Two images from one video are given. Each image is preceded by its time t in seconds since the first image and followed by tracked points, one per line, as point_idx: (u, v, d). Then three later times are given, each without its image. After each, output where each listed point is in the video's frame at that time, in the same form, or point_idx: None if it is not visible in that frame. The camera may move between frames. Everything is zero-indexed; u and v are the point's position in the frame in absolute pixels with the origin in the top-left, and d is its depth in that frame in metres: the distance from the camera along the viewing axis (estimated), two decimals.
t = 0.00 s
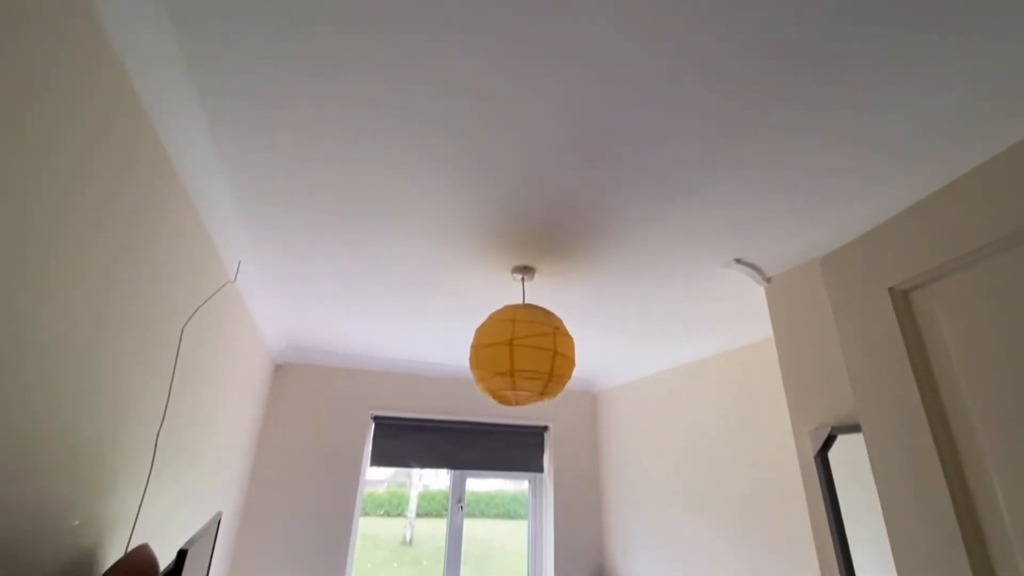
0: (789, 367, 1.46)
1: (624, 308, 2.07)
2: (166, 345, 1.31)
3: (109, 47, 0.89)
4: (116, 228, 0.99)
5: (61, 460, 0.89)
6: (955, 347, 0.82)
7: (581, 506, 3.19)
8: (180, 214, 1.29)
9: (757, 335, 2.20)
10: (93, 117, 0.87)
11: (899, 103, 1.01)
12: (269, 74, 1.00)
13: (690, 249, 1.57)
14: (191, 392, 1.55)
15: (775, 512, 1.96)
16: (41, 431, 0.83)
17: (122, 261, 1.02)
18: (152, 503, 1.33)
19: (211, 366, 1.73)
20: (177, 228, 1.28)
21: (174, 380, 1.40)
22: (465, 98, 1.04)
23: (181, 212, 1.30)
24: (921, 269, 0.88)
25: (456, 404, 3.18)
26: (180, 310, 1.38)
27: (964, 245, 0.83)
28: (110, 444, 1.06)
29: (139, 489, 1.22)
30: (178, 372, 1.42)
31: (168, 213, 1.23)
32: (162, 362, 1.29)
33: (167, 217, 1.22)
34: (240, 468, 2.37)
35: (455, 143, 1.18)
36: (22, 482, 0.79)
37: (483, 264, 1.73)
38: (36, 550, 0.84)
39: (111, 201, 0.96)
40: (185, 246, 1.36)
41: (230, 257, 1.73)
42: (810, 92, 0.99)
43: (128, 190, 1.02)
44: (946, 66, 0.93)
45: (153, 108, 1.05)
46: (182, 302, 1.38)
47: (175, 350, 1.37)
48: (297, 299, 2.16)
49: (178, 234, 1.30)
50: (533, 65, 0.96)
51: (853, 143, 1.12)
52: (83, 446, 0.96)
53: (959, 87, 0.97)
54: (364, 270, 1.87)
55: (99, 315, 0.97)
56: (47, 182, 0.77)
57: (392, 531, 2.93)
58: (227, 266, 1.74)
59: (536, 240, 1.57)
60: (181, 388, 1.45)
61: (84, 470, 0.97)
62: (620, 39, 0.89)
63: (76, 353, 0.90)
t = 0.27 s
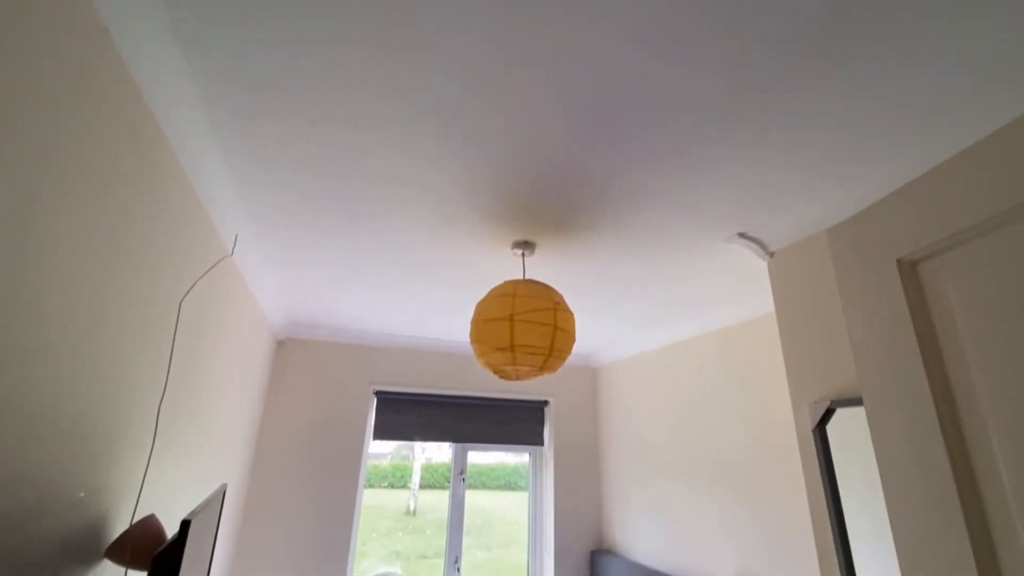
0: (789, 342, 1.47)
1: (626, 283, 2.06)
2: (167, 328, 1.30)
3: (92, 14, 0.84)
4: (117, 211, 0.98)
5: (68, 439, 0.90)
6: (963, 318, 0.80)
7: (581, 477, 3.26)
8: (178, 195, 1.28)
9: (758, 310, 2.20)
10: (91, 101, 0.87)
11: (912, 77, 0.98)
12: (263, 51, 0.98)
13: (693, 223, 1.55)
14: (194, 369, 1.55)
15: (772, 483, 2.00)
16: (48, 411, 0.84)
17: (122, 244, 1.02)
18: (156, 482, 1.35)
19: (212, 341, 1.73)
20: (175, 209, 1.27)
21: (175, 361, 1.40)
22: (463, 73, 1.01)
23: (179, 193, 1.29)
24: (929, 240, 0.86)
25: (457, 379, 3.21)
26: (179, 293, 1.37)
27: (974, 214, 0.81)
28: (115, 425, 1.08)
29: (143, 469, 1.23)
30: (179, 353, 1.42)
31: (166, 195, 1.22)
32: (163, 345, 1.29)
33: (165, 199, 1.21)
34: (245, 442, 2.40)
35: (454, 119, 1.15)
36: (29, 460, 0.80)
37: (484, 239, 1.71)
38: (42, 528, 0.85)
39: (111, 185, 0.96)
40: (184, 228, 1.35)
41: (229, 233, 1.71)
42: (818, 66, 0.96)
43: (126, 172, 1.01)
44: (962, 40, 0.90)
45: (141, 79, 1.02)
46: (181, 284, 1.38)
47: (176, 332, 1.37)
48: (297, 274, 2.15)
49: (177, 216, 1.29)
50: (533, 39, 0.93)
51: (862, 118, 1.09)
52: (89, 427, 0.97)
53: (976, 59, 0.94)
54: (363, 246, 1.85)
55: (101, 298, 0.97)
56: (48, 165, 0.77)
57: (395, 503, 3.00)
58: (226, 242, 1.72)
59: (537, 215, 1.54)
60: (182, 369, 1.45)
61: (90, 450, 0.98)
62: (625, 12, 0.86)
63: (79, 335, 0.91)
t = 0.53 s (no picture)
0: (790, 324, 1.46)
1: (627, 265, 2.04)
2: (167, 313, 1.30)
3: None
4: (115, 195, 0.98)
5: (72, 422, 0.91)
6: (969, 298, 0.79)
7: (580, 457, 3.30)
8: (176, 180, 1.27)
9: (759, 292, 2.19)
10: (89, 85, 0.86)
11: (921, 57, 0.96)
12: (256, 31, 0.95)
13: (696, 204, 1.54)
14: (195, 352, 1.56)
15: (769, 463, 2.02)
16: (52, 394, 0.85)
17: (120, 229, 1.01)
18: (159, 466, 1.36)
19: (213, 323, 1.73)
20: (173, 194, 1.26)
21: (176, 346, 1.40)
22: (462, 54, 0.99)
23: (177, 178, 1.28)
24: (937, 218, 0.85)
25: (458, 360, 3.22)
26: (179, 279, 1.37)
27: (985, 192, 0.79)
28: (118, 409, 1.08)
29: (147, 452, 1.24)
30: (180, 339, 1.42)
31: (164, 180, 1.21)
32: (164, 331, 1.29)
33: (163, 184, 1.20)
34: (248, 424, 2.43)
35: (453, 101, 1.13)
36: (34, 443, 0.81)
37: (484, 220, 1.69)
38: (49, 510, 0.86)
39: (109, 170, 0.95)
40: (183, 212, 1.34)
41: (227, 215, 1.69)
42: (824, 48, 0.94)
43: (123, 157, 1.00)
44: (980, 14, 0.86)
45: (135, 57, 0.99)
46: (181, 270, 1.37)
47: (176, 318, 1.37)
48: (295, 256, 2.14)
49: (175, 201, 1.28)
50: (533, 21, 0.91)
51: (869, 98, 1.07)
52: (94, 410, 0.98)
53: (988, 39, 0.91)
54: (362, 228, 1.84)
55: (101, 283, 0.97)
56: (44, 148, 0.76)
57: (398, 482, 3.04)
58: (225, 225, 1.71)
59: (537, 195, 1.52)
60: (183, 354, 1.45)
61: (94, 433, 0.98)
62: None
63: (81, 319, 0.91)
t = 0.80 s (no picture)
0: (790, 304, 1.46)
1: (628, 245, 2.03)
2: (166, 298, 1.30)
3: None
4: (112, 180, 0.97)
5: (74, 407, 0.91)
6: (975, 279, 0.78)
7: (580, 436, 3.34)
8: (173, 162, 1.25)
9: (759, 273, 2.18)
10: (87, 73, 0.85)
11: (930, 36, 0.93)
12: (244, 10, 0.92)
13: (697, 184, 1.52)
14: (195, 334, 1.56)
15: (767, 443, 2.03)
16: (53, 380, 0.85)
17: (119, 213, 1.00)
18: (163, 447, 1.37)
19: (213, 305, 1.72)
20: (170, 177, 1.24)
21: (176, 331, 1.39)
22: (459, 36, 0.97)
23: (174, 161, 1.26)
24: (945, 196, 0.83)
25: (458, 342, 3.23)
26: (177, 264, 1.36)
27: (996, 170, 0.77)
28: (121, 392, 1.09)
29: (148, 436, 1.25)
30: (180, 323, 1.41)
31: (161, 163, 1.19)
32: (164, 317, 1.29)
33: (160, 167, 1.18)
34: (250, 406, 2.45)
35: (449, 82, 1.11)
36: (37, 428, 0.81)
37: (483, 201, 1.67)
38: (53, 493, 0.87)
39: (106, 154, 0.94)
40: (181, 194, 1.33)
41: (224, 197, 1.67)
42: (830, 28, 0.92)
43: (119, 140, 0.98)
44: None
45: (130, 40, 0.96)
46: (179, 254, 1.36)
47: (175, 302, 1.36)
48: (293, 238, 2.12)
49: (172, 184, 1.26)
50: (531, 4, 0.88)
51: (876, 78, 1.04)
52: (95, 394, 0.98)
53: (1004, 15, 0.88)
54: (359, 211, 1.82)
55: (103, 268, 0.97)
56: (40, 132, 0.75)
57: (400, 461, 3.08)
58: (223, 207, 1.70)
59: (536, 176, 1.50)
60: (183, 337, 1.45)
61: (96, 418, 0.99)
62: None
63: (80, 304, 0.90)
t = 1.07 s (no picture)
0: (790, 284, 1.45)
1: (629, 225, 2.01)
2: (162, 279, 1.28)
3: None
4: (99, 157, 0.94)
5: (71, 388, 0.91)
6: (981, 257, 0.76)
7: (579, 416, 3.37)
8: (165, 141, 1.22)
9: (760, 253, 2.16)
10: (72, 51, 0.83)
11: (940, 11, 0.90)
12: None
13: (699, 164, 1.49)
14: (195, 315, 1.55)
15: (764, 422, 2.05)
16: (48, 361, 0.84)
17: (108, 192, 0.98)
18: (167, 426, 1.38)
19: (212, 285, 1.71)
20: (161, 156, 1.22)
21: (174, 312, 1.38)
22: (454, 11, 0.94)
23: (166, 139, 1.23)
24: (954, 169, 0.79)
25: (458, 323, 3.24)
26: (173, 245, 1.34)
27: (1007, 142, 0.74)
28: (123, 372, 1.10)
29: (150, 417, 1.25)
30: (177, 305, 1.40)
31: (152, 141, 1.16)
32: (160, 298, 1.27)
33: (151, 145, 1.16)
34: (251, 386, 2.46)
35: (444, 58, 1.08)
36: (33, 409, 0.81)
37: (481, 180, 1.65)
38: (53, 474, 0.87)
39: (93, 130, 0.91)
40: (176, 175, 1.32)
41: (219, 176, 1.65)
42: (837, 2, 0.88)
43: (106, 116, 0.96)
44: None
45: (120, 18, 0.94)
46: (174, 235, 1.34)
47: (172, 284, 1.35)
48: (291, 218, 2.10)
49: (164, 163, 1.24)
50: None
51: (883, 54, 1.01)
52: (92, 376, 0.97)
53: None
54: (357, 191, 1.80)
55: (98, 252, 0.97)
56: (20, 106, 0.72)
57: (401, 441, 3.12)
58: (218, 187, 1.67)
59: (535, 155, 1.48)
60: (181, 319, 1.44)
61: (94, 399, 0.98)
62: None
63: (72, 285, 0.89)
